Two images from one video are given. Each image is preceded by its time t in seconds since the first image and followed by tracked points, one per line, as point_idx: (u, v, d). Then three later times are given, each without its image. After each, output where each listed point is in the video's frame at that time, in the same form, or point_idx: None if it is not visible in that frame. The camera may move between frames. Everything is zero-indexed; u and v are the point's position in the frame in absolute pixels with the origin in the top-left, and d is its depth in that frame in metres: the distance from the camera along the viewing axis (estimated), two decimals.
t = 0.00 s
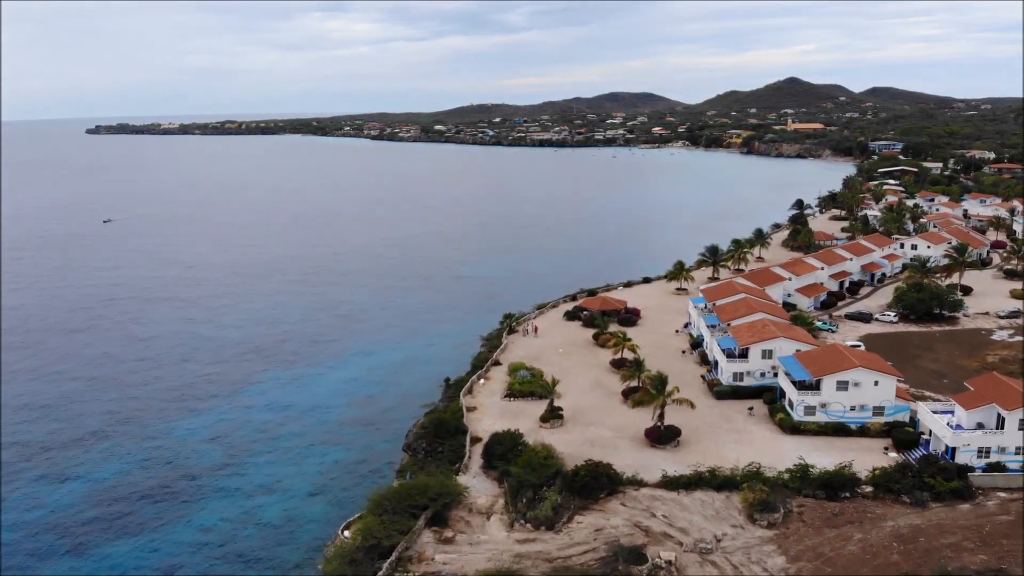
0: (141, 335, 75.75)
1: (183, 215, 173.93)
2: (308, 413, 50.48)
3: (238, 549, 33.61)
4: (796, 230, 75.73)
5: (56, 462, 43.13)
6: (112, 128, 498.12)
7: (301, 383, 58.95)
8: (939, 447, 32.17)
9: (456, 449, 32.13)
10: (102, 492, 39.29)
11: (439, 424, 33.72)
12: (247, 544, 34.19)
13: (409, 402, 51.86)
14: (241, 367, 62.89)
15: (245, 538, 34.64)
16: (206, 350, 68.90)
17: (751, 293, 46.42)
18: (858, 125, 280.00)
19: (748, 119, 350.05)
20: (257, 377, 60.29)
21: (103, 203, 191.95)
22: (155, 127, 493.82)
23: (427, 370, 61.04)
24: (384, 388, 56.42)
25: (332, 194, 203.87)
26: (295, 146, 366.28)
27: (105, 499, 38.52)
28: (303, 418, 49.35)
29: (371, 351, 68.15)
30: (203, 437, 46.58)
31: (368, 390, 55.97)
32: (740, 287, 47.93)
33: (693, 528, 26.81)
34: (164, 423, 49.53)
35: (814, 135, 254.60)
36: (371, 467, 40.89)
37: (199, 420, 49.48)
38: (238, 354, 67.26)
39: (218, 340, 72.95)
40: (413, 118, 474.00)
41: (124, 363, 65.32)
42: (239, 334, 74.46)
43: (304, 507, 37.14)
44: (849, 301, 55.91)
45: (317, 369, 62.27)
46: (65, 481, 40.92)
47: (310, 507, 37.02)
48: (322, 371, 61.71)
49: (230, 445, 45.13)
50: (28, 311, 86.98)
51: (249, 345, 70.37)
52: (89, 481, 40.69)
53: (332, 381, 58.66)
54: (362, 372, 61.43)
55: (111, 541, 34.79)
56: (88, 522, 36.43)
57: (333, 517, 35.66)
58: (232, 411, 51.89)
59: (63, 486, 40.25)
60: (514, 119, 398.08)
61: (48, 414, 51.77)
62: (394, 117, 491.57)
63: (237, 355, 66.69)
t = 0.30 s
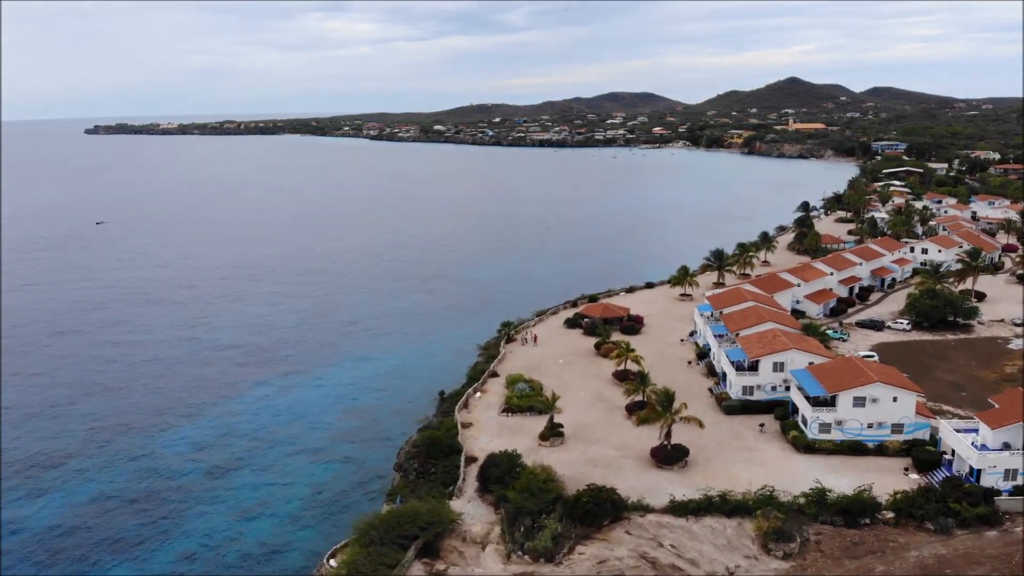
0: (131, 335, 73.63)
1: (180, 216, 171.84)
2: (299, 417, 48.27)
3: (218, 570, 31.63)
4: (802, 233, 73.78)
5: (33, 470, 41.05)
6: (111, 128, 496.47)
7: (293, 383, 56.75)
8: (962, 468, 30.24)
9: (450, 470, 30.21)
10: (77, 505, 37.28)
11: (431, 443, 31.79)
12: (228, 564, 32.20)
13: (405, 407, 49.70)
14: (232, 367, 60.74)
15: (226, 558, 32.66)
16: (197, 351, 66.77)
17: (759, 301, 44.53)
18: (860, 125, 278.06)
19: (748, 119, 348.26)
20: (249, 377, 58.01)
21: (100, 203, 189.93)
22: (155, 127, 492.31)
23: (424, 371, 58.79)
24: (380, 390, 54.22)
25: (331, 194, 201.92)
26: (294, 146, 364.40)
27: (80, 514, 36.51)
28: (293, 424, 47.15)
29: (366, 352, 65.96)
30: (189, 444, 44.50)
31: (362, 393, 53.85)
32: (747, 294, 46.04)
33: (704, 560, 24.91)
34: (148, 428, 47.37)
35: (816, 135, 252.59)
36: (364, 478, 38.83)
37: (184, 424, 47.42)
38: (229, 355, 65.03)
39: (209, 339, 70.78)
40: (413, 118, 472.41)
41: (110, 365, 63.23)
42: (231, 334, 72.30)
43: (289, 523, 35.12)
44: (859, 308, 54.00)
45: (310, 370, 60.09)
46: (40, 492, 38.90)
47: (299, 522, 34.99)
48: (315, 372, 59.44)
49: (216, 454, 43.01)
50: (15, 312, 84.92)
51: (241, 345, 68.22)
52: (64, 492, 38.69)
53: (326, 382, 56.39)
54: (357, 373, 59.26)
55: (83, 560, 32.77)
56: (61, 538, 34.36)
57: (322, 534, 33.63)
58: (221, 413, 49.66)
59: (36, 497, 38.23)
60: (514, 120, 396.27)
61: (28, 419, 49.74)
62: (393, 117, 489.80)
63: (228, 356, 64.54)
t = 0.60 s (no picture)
0: (121, 338, 71.83)
1: (177, 216, 169.97)
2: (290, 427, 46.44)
3: None
4: (809, 236, 71.93)
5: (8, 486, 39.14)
6: (111, 128, 495.23)
7: (284, 390, 54.96)
8: (988, 492, 28.22)
9: (442, 495, 28.32)
10: (51, 527, 35.38)
11: (423, 465, 29.85)
12: None
13: (399, 416, 47.86)
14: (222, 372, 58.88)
15: None
16: (188, 354, 64.94)
17: (768, 309, 42.66)
18: (862, 125, 276.32)
19: (749, 119, 346.70)
20: (239, 382, 56.15)
21: (97, 203, 188.22)
22: (155, 127, 490.96)
23: (420, 376, 56.92)
24: (374, 396, 52.37)
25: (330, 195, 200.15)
26: (294, 146, 362.83)
27: (53, 536, 34.60)
28: (283, 435, 45.32)
29: (361, 355, 64.15)
30: (174, 457, 42.73)
31: (356, 399, 52.00)
32: (756, 301, 44.18)
33: None
34: (132, 439, 45.53)
35: (818, 135, 250.76)
36: (355, 496, 36.99)
37: (169, 436, 45.50)
38: (220, 358, 63.17)
39: (201, 342, 68.95)
40: (413, 118, 470.91)
41: (97, 370, 61.28)
42: (223, 337, 70.45)
43: (274, 548, 33.22)
44: (870, 316, 52.14)
45: (303, 375, 58.26)
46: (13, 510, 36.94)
47: (285, 545, 33.19)
48: (307, 377, 57.58)
49: (202, 468, 41.20)
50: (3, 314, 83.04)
51: (233, 348, 66.36)
52: (38, 512, 36.76)
53: (319, 388, 54.55)
54: (351, 378, 57.39)
55: None
56: (32, 563, 32.44)
57: (308, 561, 31.78)
58: (209, 424, 47.87)
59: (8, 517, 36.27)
60: (514, 120, 394.67)
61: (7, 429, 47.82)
62: (393, 117, 488.38)
63: (219, 360, 62.71)
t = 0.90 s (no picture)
0: (110, 340, 69.84)
1: (173, 216, 168.07)
2: (279, 438, 44.42)
3: None
4: (816, 239, 70.09)
5: None
6: (110, 128, 493.78)
7: (274, 396, 53.01)
8: (1018, 519, 26.23)
9: (434, 523, 26.44)
10: (23, 545, 33.44)
11: (414, 489, 27.89)
12: None
13: (393, 427, 45.86)
14: (211, 377, 56.89)
15: None
16: (177, 358, 62.97)
17: (778, 318, 40.78)
18: (864, 126, 274.64)
19: (750, 120, 345.12)
20: (229, 387, 54.15)
21: (93, 203, 186.31)
22: (153, 127, 489.57)
23: (415, 383, 54.90)
24: (367, 404, 50.37)
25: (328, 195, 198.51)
26: (293, 146, 361.15)
27: (25, 555, 32.67)
28: (272, 446, 43.34)
29: (355, 360, 62.16)
30: (157, 469, 40.81)
31: (349, 407, 50.02)
32: (765, 310, 42.27)
33: None
34: (113, 450, 43.56)
35: (820, 136, 249.03)
36: (344, 514, 34.97)
37: (153, 447, 43.60)
38: (209, 362, 61.16)
39: (190, 344, 66.97)
40: (412, 119, 469.59)
41: (83, 371, 59.29)
42: (213, 339, 68.47)
43: (259, 569, 31.28)
44: (882, 323, 50.36)
45: (295, 380, 56.26)
46: None
47: (270, 568, 31.25)
48: (299, 383, 55.56)
49: (185, 481, 39.26)
50: None
51: (223, 351, 64.35)
52: (10, 528, 34.79)
53: (311, 395, 52.55)
54: (344, 383, 55.37)
55: None
56: None
57: None
58: (195, 431, 45.87)
59: None
60: (514, 120, 393.03)
61: None
62: (393, 118, 486.91)
63: (209, 364, 60.72)
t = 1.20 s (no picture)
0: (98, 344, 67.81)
1: (170, 216, 165.97)
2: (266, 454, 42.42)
3: None
4: (823, 242, 68.22)
5: None
6: (109, 128, 492.12)
7: (265, 403, 51.06)
8: None
9: (424, 554, 24.54)
10: None
11: (403, 518, 26.02)
12: None
13: (387, 441, 43.92)
14: (199, 382, 54.79)
15: None
16: (165, 361, 60.90)
17: (789, 327, 38.89)
18: (866, 125, 272.80)
19: (751, 119, 343.35)
20: (217, 395, 52.14)
21: (89, 203, 184.39)
22: (152, 127, 487.84)
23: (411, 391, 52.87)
24: (360, 415, 48.42)
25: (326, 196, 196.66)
26: (292, 146, 359.29)
27: None
28: (260, 460, 41.37)
29: (349, 364, 60.03)
30: (137, 488, 38.82)
31: (341, 418, 47.95)
32: (774, 319, 40.38)
33: None
34: (93, 463, 41.50)
35: (822, 136, 247.15)
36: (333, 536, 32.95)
37: (135, 461, 41.69)
38: (199, 367, 59.02)
39: (180, 347, 64.87)
40: (412, 119, 468.09)
41: (67, 376, 57.26)
42: (204, 341, 66.40)
43: None
44: (894, 332, 48.54)
45: (285, 387, 54.19)
46: None
47: None
48: (289, 390, 53.51)
49: (168, 503, 37.29)
50: None
51: (213, 355, 62.27)
52: None
53: (302, 405, 50.57)
54: (336, 389, 53.31)
55: None
56: None
57: None
58: (179, 445, 43.92)
59: None
60: (514, 120, 391.30)
61: None
62: (392, 117, 485.27)
63: (197, 369, 58.66)
